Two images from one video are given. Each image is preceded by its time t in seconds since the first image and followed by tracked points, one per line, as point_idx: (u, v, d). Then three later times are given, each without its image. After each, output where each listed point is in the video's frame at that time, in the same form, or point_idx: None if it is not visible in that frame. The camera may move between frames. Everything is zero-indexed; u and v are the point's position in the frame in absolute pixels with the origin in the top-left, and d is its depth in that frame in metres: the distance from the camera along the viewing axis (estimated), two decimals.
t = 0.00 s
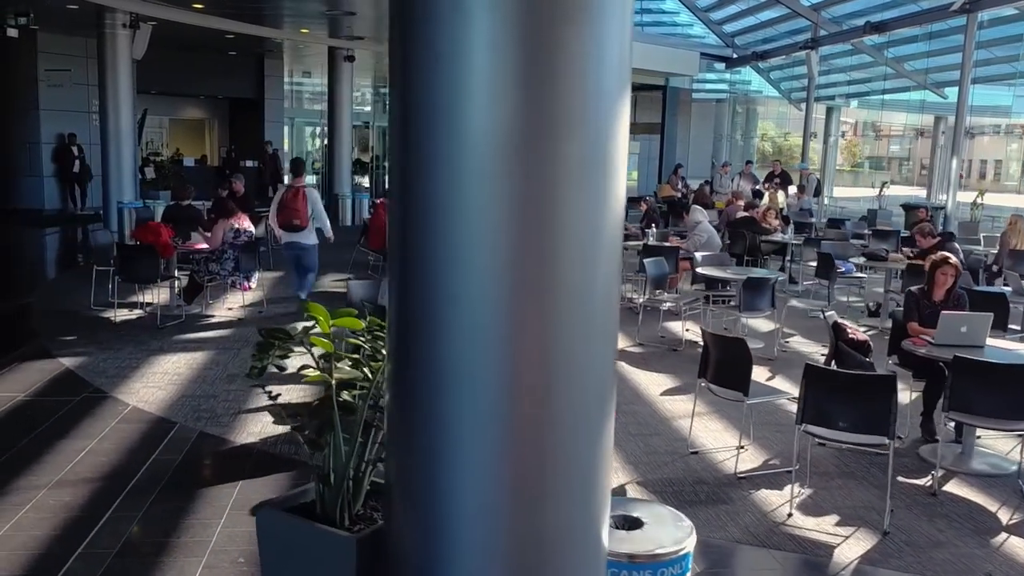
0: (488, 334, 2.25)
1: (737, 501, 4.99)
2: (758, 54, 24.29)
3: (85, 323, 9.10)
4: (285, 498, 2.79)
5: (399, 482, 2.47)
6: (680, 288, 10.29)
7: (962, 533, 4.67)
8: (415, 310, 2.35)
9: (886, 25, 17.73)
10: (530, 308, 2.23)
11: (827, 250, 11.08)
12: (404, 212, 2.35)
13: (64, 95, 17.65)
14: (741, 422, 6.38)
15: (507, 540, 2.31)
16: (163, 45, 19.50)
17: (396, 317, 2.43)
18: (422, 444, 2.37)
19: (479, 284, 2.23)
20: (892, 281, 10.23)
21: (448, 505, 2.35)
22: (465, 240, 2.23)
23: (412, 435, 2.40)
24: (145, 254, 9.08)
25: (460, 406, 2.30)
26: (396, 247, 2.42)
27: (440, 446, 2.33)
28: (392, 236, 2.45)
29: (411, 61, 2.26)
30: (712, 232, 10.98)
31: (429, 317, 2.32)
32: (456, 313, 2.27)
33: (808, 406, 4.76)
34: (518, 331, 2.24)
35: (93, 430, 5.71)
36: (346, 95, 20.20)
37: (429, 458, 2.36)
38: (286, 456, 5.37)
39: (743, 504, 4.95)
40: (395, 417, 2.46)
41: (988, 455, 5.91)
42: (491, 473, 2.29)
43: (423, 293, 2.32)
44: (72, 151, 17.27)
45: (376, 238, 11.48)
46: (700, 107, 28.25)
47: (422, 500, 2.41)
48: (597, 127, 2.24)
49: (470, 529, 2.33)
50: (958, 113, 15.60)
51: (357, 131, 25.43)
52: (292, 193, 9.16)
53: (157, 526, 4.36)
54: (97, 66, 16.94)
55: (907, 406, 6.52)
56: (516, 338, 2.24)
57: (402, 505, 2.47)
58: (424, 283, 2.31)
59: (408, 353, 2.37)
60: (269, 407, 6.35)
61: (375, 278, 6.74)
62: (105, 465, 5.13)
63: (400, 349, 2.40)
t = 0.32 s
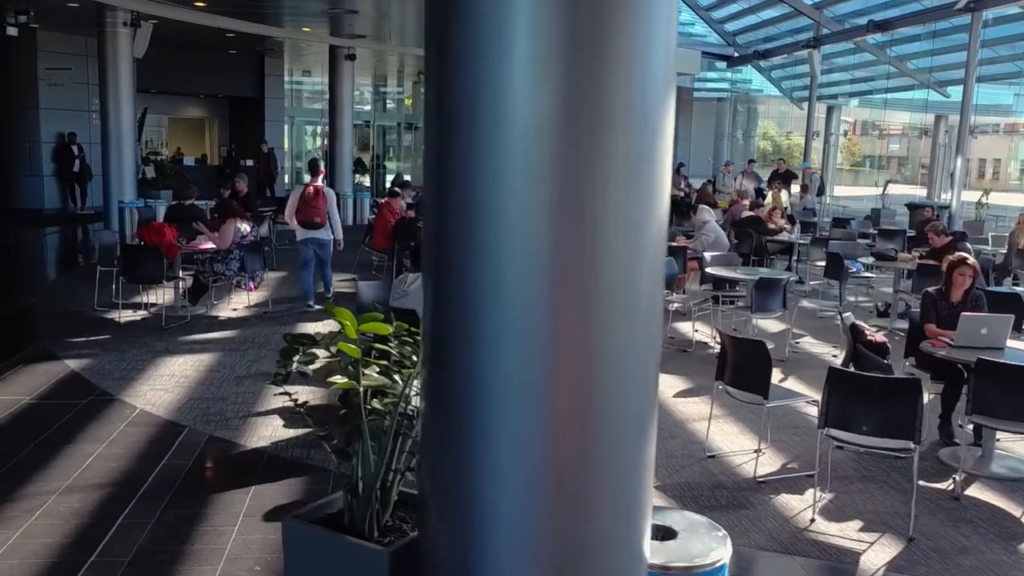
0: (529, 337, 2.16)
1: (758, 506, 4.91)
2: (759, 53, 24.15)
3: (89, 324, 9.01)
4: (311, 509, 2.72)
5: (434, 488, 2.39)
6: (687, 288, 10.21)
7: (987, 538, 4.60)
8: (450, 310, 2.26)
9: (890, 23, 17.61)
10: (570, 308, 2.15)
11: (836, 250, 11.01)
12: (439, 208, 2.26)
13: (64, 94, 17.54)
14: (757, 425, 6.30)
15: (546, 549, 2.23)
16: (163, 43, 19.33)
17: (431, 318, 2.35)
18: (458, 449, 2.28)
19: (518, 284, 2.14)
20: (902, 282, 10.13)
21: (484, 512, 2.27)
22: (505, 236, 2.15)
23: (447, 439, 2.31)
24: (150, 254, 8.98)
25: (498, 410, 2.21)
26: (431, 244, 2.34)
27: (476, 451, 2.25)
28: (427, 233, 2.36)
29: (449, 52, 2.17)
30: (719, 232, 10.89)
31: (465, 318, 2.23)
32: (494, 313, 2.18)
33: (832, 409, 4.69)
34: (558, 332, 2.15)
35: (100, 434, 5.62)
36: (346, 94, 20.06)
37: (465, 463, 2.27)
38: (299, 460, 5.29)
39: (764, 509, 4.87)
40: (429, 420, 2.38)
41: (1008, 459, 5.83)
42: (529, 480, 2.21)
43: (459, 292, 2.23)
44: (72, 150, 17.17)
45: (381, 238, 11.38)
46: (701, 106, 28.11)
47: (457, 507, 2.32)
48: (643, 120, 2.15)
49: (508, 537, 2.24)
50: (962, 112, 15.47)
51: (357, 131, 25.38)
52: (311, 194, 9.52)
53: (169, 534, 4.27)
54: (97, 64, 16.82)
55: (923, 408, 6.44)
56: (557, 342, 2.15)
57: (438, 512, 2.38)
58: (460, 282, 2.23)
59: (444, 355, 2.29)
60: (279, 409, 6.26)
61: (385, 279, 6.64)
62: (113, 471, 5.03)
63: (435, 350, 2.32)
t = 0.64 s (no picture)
0: (574, 338, 2.08)
1: (780, 511, 4.84)
2: (761, 52, 23.99)
3: (94, 324, 8.92)
4: (340, 520, 2.65)
5: (472, 491, 2.32)
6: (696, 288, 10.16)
7: (1014, 544, 4.54)
8: (492, 312, 2.18)
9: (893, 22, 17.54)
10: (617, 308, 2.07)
11: (844, 250, 10.96)
12: (480, 203, 2.18)
13: (64, 93, 17.44)
14: (773, 427, 6.23)
15: (589, 559, 2.16)
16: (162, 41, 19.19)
17: (470, 317, 2.27)
18: (499, 455, 2.20)
19: (563, 282, 2.06)
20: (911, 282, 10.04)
21: (524, 517, 2.18)
22: (549, 233, 2.07)
23: (486, 442, 2.23)
24: (155, 253, 8.89)
25: (541, 413, 2.13)
26: (471, 240, 2.26)
27: (518, 456, 2.16)
28: (466, 229, 2.29)
29: (493, 42, 2.10)
30: (727, 232, 10.84)
31: (507, 318, 2.15)
32: (537, 311, 2.10)
33: (856, 412, 4.62)
34: (605, 332, 2.07)
35: (111, 438, 5.54)
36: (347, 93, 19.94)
37: (506, 470, 2.19)
38: (314, 465, 5.22)
39: (786, 513, 4.81)
40: (469, 423, 2.30)
41: None
42: (573, 485, 2.13)
43: (501, 291, 2.15)
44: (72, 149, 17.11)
45: (385, 236, 11.28)
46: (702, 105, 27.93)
47: (496, 516, 2.24)
48: (694, 113, 2.07)
49: (551, 544, 2.16)
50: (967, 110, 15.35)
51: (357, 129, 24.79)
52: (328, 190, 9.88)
53: (184, 541, 4.19)
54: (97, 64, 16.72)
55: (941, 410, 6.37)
56: (604, 343, 2.07)
57: (476, 517, 2.30)
58: (502, 280, 2.14)
59: (485, 355, 2.21)
60: (290, 412, 6.19)
61: (396, 281, 6.56)
62: (124, 476, 4.95)
63: (475, 350, 2.24)
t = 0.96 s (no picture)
0: (621, 337, 1.99)
1: (801, 517, 4.77)
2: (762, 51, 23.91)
3: (96, 326, 8.82)
4: (369, 532, 2.59)
5: (510, 495, 2.24)
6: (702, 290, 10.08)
7: None
8: (532, 318, 2.10)
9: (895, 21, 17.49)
10: (664, 307, 1.99)
11: (851, 250, 10.88)
12: (522, 194, 2.09)
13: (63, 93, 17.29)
14: (788, 431, 6.16)
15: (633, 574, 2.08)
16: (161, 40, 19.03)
17: (509, 314, 2.19)
18: (538, 465, 2.13)
19: (610, 279, 1.98)
20: (919, 283, 9.98)
21: (565, 531, 2.11)
22: (596, 228, 1.98)
23: (525, 443, 2.15)
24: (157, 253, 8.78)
25: (584, 414, 2.04)
26: (510, 235, 2.17)
27: (560, 458, 2.08)
28: (505, 224, 2.20)
29: (538, 28, 2.01)
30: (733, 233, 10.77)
31: (549, 316, 2.07)
32: (582, 309, 2.02)
33: (879, 417, 4.54)
34: (651, 338, 1.99)
35: (117, 443, 5.45)
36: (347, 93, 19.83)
37: (546, 480, 2.12)
38: (324, 471, 5.13)
39: (806, 520, 4.73)
40: (507, 425, 2.22)
41: None
42: (618, 489, 2.05)
43: (542, 297, 2.07)
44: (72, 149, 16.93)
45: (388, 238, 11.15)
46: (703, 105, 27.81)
47: (535, 528, 2.16)
48: (745, 111, 1.99)
49: (592, 553, 2.09)
50: (971, 109, 15.27)
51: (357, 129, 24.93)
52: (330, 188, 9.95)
53: (196, 550, 4.10)
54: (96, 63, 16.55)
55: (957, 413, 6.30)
56: (652, 344, 1.99)
57: (514, 520, 2.22)
58: (545, 277, 2.06)
59: (525, 354, 2.12)
60: (299, 415, 6.11)
61: (405, 284, 6.48)
62: (134, 482, 4.87)
63: (514, 350, 2.16)
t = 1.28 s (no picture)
0: (672, 341, 1.89)
1: (824, 524, 4.68)
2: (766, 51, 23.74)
3: (99, 328, 8.71)
4: (399, 550, 2.54)
5: (552, 505, 2.14)
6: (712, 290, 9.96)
7: None
8: (579, 317, 1.99)
9: (898, 20, 17.38)
10: (718, 308, 1.88)
11: (859, 250, 10.79)
12: (568, 187, 1.99)
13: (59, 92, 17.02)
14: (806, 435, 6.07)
15: None
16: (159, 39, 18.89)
17: (553, 313, 2.09)
18: (582, 476, 2.03)
19: (661, 276, 1.88)
20: (928, 283, 9.89)
21: (611, 545, 2.01)
22: (646, 223, 1.88)
23: (569, 449, 2.05)
24: (160, 256, 8.65)
25: (631, 418, 1.94)
26: (554, 232, 2.07)
27: (607, 465, 1.98)
28: (548, 220, 2.10)
29: (588, 14, 1.92)
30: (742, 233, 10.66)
31: (594, 316, 1.97)
32: (632, 309, 1.91)
33: (905, 422, 4.46)
34: (706, 342, 1.88)
35: (126, 449, 5.35)
36: (347, 92, 19.73)
37: (592, 493, 2.02)
38: (336, 477, 5.03)
39: (830, 527, 4.64)
40: (549, 428, 2.12)
41: None
42: (668, 500, 1.94)
43: (589, 299, 1.97)
44: (70, 147, 16.67)
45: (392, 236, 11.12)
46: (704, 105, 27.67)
47: (579, 543, 2.06)
48: (806, 100, 1.88)
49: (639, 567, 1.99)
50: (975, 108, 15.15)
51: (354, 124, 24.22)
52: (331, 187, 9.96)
53: (209, 560, 4.00)
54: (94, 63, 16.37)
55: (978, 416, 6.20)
56: (705, 346, 1.88)
57: (556, 529, 2.12)
58: (592, 276, 1.96)
59: (570, 354, 2.02)
60: (308, 420, 6.00)
61: (415, 285, 6.37)
62: (143, 490, 4.76)
63: (557, 352, 2.06)
